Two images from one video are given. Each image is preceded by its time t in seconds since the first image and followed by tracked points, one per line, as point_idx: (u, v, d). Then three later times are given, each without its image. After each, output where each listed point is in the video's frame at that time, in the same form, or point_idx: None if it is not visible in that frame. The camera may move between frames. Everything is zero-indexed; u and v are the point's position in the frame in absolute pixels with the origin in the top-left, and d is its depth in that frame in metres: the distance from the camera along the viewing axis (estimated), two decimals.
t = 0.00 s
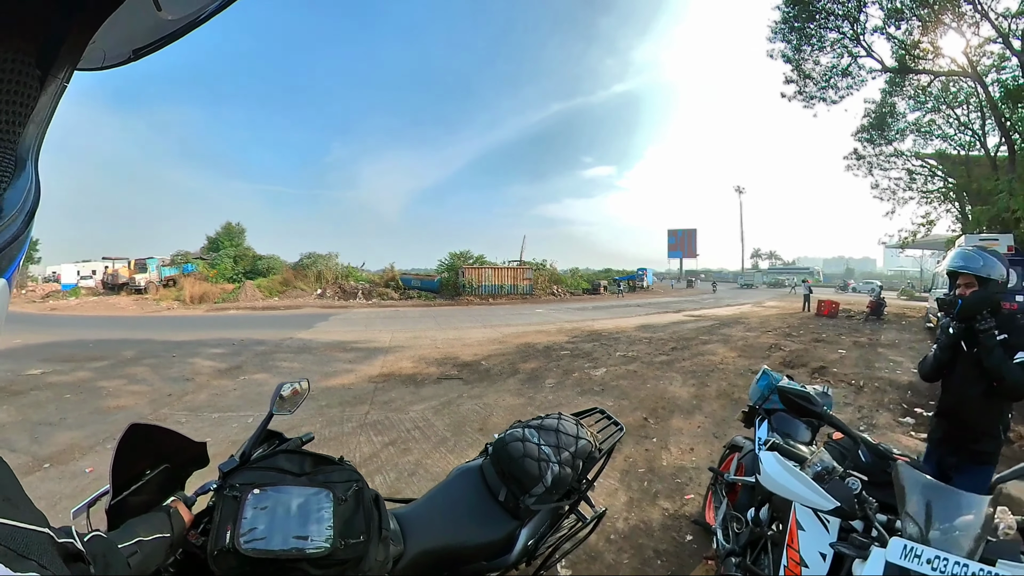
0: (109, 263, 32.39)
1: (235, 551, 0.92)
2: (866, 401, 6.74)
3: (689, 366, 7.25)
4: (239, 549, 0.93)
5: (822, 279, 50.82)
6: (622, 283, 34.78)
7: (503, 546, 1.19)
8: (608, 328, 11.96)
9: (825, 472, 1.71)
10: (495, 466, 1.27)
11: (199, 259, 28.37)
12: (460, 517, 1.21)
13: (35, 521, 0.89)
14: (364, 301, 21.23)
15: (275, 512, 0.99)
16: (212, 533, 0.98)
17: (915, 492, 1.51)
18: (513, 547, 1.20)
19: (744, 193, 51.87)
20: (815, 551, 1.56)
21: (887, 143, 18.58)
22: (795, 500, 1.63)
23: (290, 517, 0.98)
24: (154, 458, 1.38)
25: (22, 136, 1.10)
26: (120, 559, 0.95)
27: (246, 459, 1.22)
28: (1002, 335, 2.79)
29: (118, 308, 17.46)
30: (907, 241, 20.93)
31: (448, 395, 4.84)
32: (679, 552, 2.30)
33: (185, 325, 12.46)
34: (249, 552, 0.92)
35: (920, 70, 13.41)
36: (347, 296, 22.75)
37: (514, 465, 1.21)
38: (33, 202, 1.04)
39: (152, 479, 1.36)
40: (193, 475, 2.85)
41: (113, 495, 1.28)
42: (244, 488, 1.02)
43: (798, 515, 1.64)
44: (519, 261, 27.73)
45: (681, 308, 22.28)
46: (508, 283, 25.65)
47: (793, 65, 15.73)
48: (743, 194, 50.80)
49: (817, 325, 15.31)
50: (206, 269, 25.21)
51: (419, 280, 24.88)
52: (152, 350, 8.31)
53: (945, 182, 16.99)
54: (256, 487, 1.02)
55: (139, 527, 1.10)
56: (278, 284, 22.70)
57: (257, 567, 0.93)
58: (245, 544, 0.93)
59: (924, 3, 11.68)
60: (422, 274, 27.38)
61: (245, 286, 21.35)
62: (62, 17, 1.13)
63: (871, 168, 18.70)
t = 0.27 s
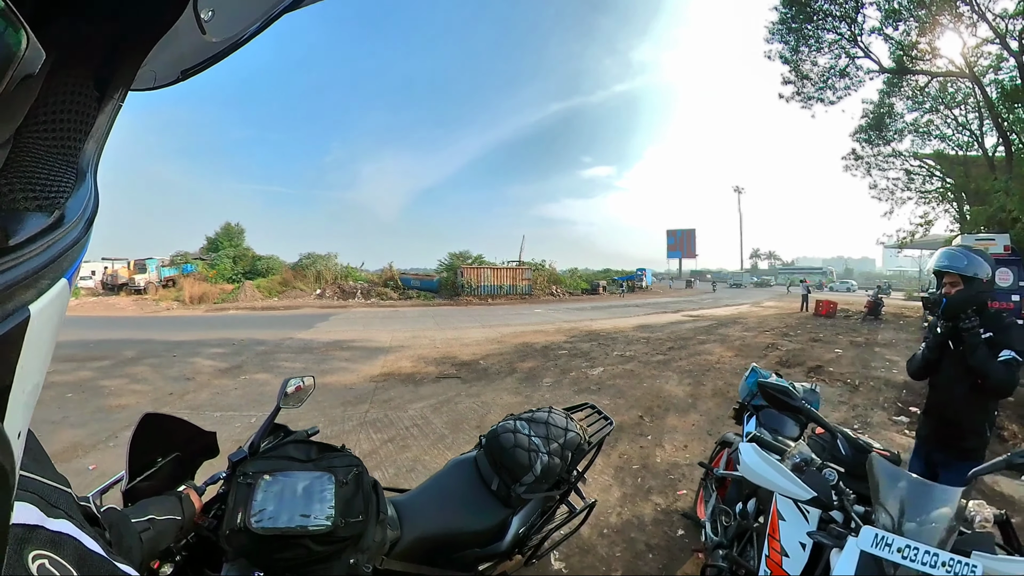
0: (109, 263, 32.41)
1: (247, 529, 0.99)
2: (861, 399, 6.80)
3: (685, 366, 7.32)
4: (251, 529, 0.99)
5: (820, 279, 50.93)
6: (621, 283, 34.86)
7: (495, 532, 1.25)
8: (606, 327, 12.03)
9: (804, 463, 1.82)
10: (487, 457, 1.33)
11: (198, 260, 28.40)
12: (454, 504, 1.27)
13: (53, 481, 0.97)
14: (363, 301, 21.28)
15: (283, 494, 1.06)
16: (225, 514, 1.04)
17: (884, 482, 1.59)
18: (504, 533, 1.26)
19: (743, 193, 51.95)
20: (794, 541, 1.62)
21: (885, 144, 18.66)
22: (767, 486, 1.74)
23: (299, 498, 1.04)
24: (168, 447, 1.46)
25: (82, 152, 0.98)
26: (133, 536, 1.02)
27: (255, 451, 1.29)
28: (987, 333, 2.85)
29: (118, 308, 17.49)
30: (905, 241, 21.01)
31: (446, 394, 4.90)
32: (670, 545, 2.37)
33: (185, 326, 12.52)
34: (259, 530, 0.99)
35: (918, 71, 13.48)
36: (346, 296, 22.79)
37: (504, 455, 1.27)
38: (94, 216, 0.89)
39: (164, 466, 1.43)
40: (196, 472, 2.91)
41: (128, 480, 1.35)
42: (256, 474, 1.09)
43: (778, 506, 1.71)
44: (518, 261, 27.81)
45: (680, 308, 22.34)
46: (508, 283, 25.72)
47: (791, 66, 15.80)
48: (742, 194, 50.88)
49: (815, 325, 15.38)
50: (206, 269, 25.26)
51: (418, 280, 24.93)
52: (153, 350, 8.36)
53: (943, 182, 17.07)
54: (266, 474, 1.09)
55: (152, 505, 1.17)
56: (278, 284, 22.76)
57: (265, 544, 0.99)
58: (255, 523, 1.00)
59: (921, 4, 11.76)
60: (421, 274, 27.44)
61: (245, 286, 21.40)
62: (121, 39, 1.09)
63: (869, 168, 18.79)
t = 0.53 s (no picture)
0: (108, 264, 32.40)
1: (248, 514, 1.03)
2: (858, 399, 6.85)
3: (682, 365, 7.36)
4: (250, 515, 1.03)
5: (819, 279, 51.00)
6: (620, 283, 34.92)
7: (488, 524, 1.28)
8: (604, 327, 12.07)
9: (790, 457, 1.84)
10: (481, 451, 1.37)
11: (197, 260, 28.40)
12: (449, 496, 1.31)
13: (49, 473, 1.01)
14: (363, 302, 21.31)
15: (283, 481, 1.09)
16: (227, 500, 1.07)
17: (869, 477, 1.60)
18: (498, 524, 1.30)
19: (743, 193, 52.01)
20: (782, 535, 1.66)
21: (883, 144, 18.72)
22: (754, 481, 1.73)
23: (298, 486, 1.08)
24: (173, 438, 1.51)
25: (93, 126, 0.95)
26: (128, 523, 1.05)
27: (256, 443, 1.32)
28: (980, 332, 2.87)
29: (118, 309, 17.51)
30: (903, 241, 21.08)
31: (445, 393, 4.93)
32: (664, 542, 2.40)
33: (185, 326, 12.55)
34: (259, 515, 1.02)
35: (916, 72, 13.52)
36: (346, 297, 22.82)
37: (497, 449, 1.31)
38: (104, 191, 0.85)
39: (169, 458, 1.48)
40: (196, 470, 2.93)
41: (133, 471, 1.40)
42: (256, 463, 1.11)
43: (767, 501, 1.77)
44: (517, 262, 27.87)
45: (678, 308, 22.38)
46: (507, 283, 25.76)
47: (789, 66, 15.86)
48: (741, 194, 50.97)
49: (813, 325, 15.42)
50: (205, 270, 25.27)
51: (417, 281, 24.98)
52: (153, 350, 8.38)
53: (941, 182, 17.14)
54: (266, 462, 1.12)
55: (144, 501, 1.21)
56: (277, 284, 22.79)
57: (265, 529, 1.03)
58: (256, 507, 1.03)
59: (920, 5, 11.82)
60: (420, 274, 27.47)
61: (244, 287, 21.42)
62: (133, 20, 1.06)
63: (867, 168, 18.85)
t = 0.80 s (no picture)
0: (107, 263, 32.49)
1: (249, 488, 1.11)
2: (850, 399, 6.94)
3: (676, 365, 7.46)
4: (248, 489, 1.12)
5: (818, 280, 51.13)
6: (619, 283, 35.09)
7: (469, 509, 1.39)
8: (601, 328, 12.18)
9: (753, 453, 1.80)
10: (463, 442, 1.47)
11: (197, 260, 28.47)
12: (434, 483, 1.41)
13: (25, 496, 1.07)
14: (362, 302, 21.40)
15: (283, 460, 1.17)
16: (228, 478, 1.15)
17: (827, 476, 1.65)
18: (478, 509, 1.40)
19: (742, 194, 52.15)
20: (745, 526, 1.77)
21: (882, 145, 18.82)
22: (717, 476, 1.77)
23: (292, 466, 1.16)
24: (175, 426, 1.59)
25: (44, 150, 0.98)
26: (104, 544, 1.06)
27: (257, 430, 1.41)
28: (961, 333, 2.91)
29: (118, 309, 17.57)
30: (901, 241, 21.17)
31: (440, 391, 5.04)
32: (647, 536, 2.49)
33: (184, 326, 12.64)
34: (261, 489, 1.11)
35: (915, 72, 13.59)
36: (345, 297, 22.90)
37: (477, 439, 1.41)
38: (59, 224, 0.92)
39: (178, 443, 1.58)
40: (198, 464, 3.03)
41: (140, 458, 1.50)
42: (258, 445, 1.19)
43: (734, 496, 1.86)
44: (516, 263, 27.98)
45: (676, 309, 22.49)
46: (505, 283, 25.85)
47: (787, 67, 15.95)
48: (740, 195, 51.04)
49: (808, 325, 15.52)
50: (205, 270, 25.35)
51: (416, 281, 25.04)
52: (154, 349, 8.47)
53: (940, 182, 17.26)
54: (267, 444, 1.19)
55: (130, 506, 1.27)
56: (276, 284, 22.91)
57: (262, 503, 1.13)
58: (257, 483, 1.12)
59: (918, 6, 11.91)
60: (420, 275, 27.58)
61: (243, 287, 21.51)
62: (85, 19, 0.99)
63: (866, 169, 18.97)
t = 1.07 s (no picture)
0: (106, 263, 32.62)
1: (242, 455, 1.24)
2: (837, 397, 7.08)
3: (666, 364, 7.62)
4: (239, 456, 1.24)
5: (816, 280, 51.29)
6: (617, 283, 35.31)
7: (438, 487, 1.54)
8: (595, 327, 12.35)
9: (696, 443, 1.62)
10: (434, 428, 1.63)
11: (197, 260, 28.63)
12: (408, 464, 1.55)
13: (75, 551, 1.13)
14: (361, 302, 21.55)
15: (272, 432, 1.30)
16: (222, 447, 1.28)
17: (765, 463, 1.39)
18: (447, 488, 1.55)
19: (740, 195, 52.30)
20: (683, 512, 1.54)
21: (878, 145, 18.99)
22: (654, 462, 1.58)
23: (279, 437, 1.28)
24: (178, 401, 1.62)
25: None
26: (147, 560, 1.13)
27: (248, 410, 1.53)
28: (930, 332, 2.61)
29: (119, 309, 17.70)
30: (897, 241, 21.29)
31: (433, 389, 5.18)
32: (621, 526, 2.63)
33: (183, 326, 12.77)
34: (251, 456, 1.23)
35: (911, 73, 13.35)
36: (344, 297, 23.05)
37: (446, 424, 1.57)
38: None
39: (184, 420, 1.59)
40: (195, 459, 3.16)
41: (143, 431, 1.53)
42: (249, 419, 1.32)
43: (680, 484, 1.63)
44: (514, 263, 28.16)
45: (673, 308, 22.65)
46: (503, 283, 26.01)
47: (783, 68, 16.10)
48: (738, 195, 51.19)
49: (802, 325, 15.68)
50: (204, 270, 25.48)
51: (414, 282, 25.08)
52: (155, 349, 8.62)
53: (935, 182, 17.42)
54: (257, 419, 1.33)
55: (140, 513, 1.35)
56: (275, 285, 23.07)
57: (250, 468, 1.23)
58: (248, 450, 1.24)
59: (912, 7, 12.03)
60: (418, 275, 27.72)
61: (243, 287, 21.66)
62: None
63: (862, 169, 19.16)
